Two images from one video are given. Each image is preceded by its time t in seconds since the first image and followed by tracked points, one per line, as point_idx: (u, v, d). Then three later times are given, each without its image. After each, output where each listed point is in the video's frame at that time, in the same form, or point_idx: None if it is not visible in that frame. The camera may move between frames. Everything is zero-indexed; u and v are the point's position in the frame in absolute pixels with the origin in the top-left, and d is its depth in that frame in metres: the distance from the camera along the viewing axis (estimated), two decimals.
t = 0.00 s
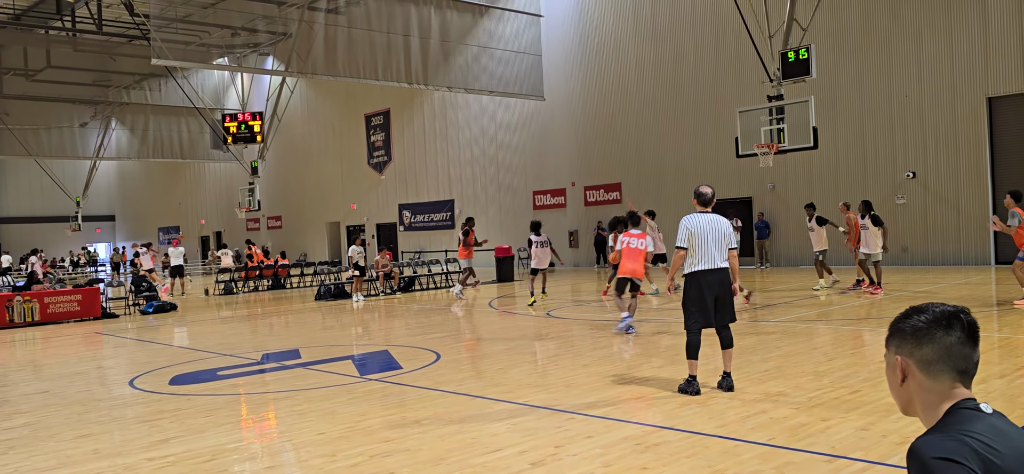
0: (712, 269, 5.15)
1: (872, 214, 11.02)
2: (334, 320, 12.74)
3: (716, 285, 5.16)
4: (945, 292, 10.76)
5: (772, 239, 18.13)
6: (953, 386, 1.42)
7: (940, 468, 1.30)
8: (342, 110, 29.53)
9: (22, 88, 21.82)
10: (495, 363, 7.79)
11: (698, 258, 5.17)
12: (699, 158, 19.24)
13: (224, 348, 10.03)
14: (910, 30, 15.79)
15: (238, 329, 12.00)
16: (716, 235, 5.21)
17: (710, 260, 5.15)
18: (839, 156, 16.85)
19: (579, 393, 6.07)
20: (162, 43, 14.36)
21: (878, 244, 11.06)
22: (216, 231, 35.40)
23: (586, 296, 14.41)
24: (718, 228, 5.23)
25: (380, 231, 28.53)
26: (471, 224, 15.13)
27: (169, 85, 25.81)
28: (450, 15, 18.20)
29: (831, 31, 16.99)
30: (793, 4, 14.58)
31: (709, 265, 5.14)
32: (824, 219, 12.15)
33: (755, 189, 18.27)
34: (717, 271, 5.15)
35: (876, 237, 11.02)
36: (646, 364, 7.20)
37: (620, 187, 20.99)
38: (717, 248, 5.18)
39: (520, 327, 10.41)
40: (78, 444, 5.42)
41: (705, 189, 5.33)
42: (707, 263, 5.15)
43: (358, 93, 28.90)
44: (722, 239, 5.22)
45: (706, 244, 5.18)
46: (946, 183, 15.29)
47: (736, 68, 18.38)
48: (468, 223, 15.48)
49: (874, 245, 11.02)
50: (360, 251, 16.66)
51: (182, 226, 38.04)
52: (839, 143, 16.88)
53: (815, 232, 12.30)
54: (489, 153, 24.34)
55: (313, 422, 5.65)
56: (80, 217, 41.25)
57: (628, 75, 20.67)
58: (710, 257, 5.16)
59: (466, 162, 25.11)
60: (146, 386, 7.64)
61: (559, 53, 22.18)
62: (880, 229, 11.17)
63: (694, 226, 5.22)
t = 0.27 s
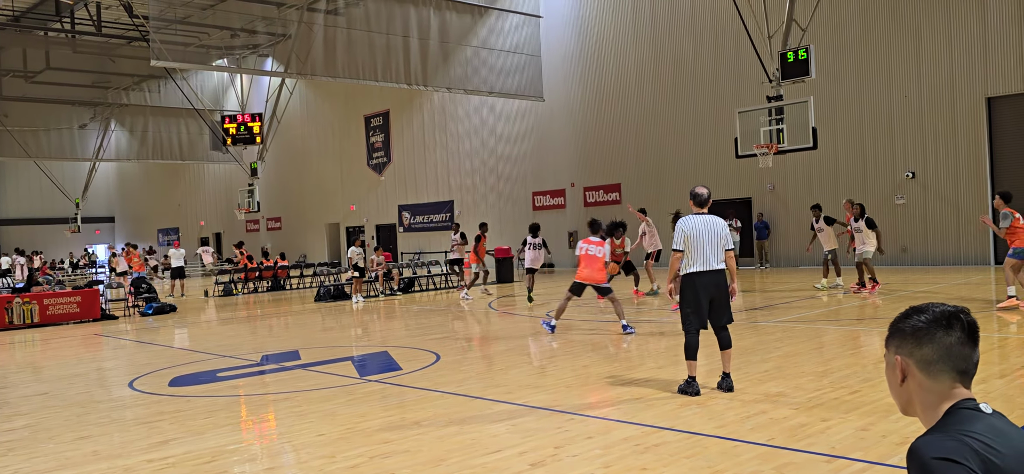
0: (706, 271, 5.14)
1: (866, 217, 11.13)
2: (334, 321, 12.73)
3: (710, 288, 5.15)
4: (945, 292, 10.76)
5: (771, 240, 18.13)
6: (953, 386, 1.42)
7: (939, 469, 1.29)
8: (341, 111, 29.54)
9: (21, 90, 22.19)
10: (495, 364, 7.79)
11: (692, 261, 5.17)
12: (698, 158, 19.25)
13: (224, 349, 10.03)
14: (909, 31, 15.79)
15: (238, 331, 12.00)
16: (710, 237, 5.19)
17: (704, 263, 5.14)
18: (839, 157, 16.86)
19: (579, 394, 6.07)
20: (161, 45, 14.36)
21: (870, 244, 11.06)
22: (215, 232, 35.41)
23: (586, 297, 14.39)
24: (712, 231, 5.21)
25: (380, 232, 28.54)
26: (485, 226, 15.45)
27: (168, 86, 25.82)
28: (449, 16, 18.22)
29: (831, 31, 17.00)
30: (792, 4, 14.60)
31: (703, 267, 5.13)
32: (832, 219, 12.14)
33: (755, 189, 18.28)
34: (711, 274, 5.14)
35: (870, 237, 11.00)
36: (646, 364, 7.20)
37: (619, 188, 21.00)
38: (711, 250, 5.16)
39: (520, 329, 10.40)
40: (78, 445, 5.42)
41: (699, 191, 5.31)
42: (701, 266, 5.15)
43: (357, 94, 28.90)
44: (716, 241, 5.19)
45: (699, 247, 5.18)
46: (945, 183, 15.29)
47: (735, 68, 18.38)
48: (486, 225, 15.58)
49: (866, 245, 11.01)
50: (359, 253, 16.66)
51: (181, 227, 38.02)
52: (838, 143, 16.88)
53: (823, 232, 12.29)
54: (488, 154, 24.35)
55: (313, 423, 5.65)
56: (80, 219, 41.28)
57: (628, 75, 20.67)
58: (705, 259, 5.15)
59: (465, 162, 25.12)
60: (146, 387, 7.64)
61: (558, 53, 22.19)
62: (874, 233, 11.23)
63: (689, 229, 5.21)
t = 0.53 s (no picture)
0: (703, 272, 5.15)
1: (863, 229, 11.02)
2: (334, 322, 12.72)
3: (708, 288, 5.16)
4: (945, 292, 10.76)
5: (771, 240, 18.14)
6: (953, 387, 1.41)
7: (940, 469, 1.29)
8: (341, 112, 29.55)
9: (21, 92, 21.98)
10: (496, 365, 7.79)
11: (689, 262, 5.18)
12: (698, 159, 19.25)
13: (224, 350, 10.03)
14: (909, 31, 15.80)
15: (238, 332, 11.99)
16: (707, 237, 5.18)
17: (701, 263, 5.15)
18: (839, 157, 16.86)
19: (580, 395, 6.07)
20: (161, 46, 14.32)
21: (869, 249, 11.07)
22: (215, 233, 35.42)
23: (586, 297, 14.38)
24: (709, 231, 5.20)
25: (380, 233, 28.54)
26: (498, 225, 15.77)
27: (168, 87, 25.87)
28: (449, 17, 18.24)
29: (830, 31, 17.01)
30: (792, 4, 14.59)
31: (700, 268, 5.14)
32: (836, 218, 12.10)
33: (754, 189, 18.29)
34: (709, 275, 5.15)
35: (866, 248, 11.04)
36: (646, 365, 7.20)
37: (619, 189, 21.00)
38: (708, 251, 5.16)
39: (520, 329, 10.40)
40: (78, 447, 5.42)
41: (695, 191, 5.31)
42: (699, 267, 5.15)
43: (357, 95, 28.91)
44: (714, 241, 5.19)
45: (696, 248, 5.17)
46: (945, 183, 15.29)
47: (735, 69, 18.39)
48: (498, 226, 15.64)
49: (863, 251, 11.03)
50: (359, 253, 16.64)
51: (181, 228, 38.01)
52: (838, 143, 16.89)
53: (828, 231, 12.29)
54: (488, 155, 24.36)
55: (313, 424, 5.65)
56: (80, 220, 41.27)
57: (628, 75, 20.68)
58: (703, 260, 5.15)
59: (465, 163, 25.12)
60: (146, 389, 7.64)
61: (558, 54, 22.20)
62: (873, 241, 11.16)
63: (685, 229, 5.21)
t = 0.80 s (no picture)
0: (703, 273, 5.15)
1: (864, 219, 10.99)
2: (334, 323, 12.71)
3: (708, 288, 5.16)
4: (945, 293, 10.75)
5: (771, 240, 18.13)
6: (952, 387, 1.42)
7: (939, 469, 1.30)
8: (341, 113, 29.56)
9: (21, 93, 22.09)
10: (496, 366, 7.78)
11: (689, 262, 5.17)
12: (698, 159, 19.25)
13: (223, 351, 10.02)
14: (908, 32, 15.81)
15: (238, 333, 11.98)
16: (706, 237, 5.19)
17: (701, 264, 5.15)
18: (839, 157, 16.86)
19: (580, 396, 6.06)
20: (161, 47, 14.26)
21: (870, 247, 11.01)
22: (216, 234, 35.46)
23: (586, 298, 14.37)
24: (708, 231, 5.21)
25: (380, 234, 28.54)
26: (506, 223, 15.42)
27: (168, 88, 25.89)
28: (449, 18, 18.26)
29: (830, 32, 17.01)
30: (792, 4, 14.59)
31: (700, 269, 5.14)
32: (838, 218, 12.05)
33: (754, 190, 18.29)
34: (709, 275, 5.15)
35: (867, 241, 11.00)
36: (647, 366, 7.19)
37: (619, 190, 21.00)
38: (707, 251, 5.17)
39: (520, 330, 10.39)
40: (78, 448, 5.42)
41: (694, 192, 5.31)
42: (698, 267, 5.15)
43: (356, 96, 28.92)
44: (713, 242, 5.19)
45: (696, 248, 5.17)
46: (945, 184, 15.28)
47: (734, 70, 18.39)
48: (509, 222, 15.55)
49: (870, 250, 10.97)
50: (359, 254, 16.63)
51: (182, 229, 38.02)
52: (838, 143, 16.89)
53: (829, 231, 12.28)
54: (488, 155, 24.36)
55: (313, 425, 5.65)
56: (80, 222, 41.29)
57: (628, 76, 20.68)
58: (703, 261, 5.15)
59: (465, 164, 25.12)
60: (146, 390, 7.64)
61: (558, 55, 22.21)
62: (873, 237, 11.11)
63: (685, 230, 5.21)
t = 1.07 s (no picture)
0: (703, 273, 5.15)
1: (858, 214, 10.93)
2: (334, 324, 12.71)
3: (707, 288, 5.17)
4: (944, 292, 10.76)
5: (771, 240, 18.13)
6: (951, 387, 1.42)
7: (939, 468, 1.30)
8: (341, 113, 29.56)
9: (22, 94, 22.19)
10: (496, 366, 7.79)
11: (690, 262, 5.17)
12: (698, 159, 19.25)
13: (223, 352, 10.02)
14: (908, 31, 15.82)
15: (238, 334, 11.98)
16: (706, 238, 5.19)
17: (700, 264, 5.15)
18: (839, 157, 16.86)
19: (580, 396, 6.06)
20: (161, 48, 14.26)
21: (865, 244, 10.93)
22: (216, 236, 35.49)
23: (586, 299, 14.37)
24: (708, 231, 5.20)
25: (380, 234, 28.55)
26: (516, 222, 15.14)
27: (167, 89, 25.88)
28: (449, 18, 18.28)
29: (830, 32, 17.02)
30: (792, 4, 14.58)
31: (700, 269, 5.14)
32: (837, 220, 11.97)
33: (755, 190, 18.31)
34: (709, 275, 5.15)
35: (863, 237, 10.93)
36: (646, 367, 7.19)
37: (619, 190, 21.01)
38: (708, 252, 5.16)
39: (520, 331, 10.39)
40: (79, 448, 5.41)
41: (694, 192, 5.30)
42: (698, 268, 5.15)
43: (356, 96, 28.93)
44: (713, 243, 5.19)
45: (696, 248, 5.17)
46: (945, 184, 15.29)
47: (734, 70, 18.40)
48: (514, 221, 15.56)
49: (870, 247, 10.88)
50: (358, 255, 16.63)
51: (182, 230, 38.03)
52: (838, 143, 16.89)
53: (828, 233, 12.11)
54: (488, 156, 24.37)
55: (314, 426, 5.65)
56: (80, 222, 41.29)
57: (627, 76, 20.69)
58: (703, 261, 5.15)
59: (465, 164, 25.13)
60: (146, 391, 7.64)
61: (557, 56, 22.22)
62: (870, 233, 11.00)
63: (685, 231, 5.21)
